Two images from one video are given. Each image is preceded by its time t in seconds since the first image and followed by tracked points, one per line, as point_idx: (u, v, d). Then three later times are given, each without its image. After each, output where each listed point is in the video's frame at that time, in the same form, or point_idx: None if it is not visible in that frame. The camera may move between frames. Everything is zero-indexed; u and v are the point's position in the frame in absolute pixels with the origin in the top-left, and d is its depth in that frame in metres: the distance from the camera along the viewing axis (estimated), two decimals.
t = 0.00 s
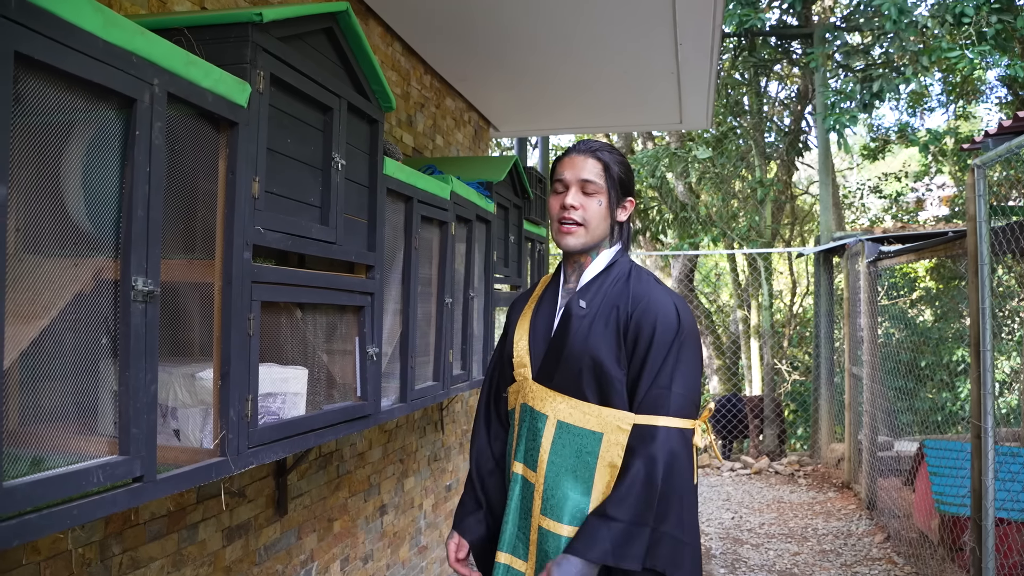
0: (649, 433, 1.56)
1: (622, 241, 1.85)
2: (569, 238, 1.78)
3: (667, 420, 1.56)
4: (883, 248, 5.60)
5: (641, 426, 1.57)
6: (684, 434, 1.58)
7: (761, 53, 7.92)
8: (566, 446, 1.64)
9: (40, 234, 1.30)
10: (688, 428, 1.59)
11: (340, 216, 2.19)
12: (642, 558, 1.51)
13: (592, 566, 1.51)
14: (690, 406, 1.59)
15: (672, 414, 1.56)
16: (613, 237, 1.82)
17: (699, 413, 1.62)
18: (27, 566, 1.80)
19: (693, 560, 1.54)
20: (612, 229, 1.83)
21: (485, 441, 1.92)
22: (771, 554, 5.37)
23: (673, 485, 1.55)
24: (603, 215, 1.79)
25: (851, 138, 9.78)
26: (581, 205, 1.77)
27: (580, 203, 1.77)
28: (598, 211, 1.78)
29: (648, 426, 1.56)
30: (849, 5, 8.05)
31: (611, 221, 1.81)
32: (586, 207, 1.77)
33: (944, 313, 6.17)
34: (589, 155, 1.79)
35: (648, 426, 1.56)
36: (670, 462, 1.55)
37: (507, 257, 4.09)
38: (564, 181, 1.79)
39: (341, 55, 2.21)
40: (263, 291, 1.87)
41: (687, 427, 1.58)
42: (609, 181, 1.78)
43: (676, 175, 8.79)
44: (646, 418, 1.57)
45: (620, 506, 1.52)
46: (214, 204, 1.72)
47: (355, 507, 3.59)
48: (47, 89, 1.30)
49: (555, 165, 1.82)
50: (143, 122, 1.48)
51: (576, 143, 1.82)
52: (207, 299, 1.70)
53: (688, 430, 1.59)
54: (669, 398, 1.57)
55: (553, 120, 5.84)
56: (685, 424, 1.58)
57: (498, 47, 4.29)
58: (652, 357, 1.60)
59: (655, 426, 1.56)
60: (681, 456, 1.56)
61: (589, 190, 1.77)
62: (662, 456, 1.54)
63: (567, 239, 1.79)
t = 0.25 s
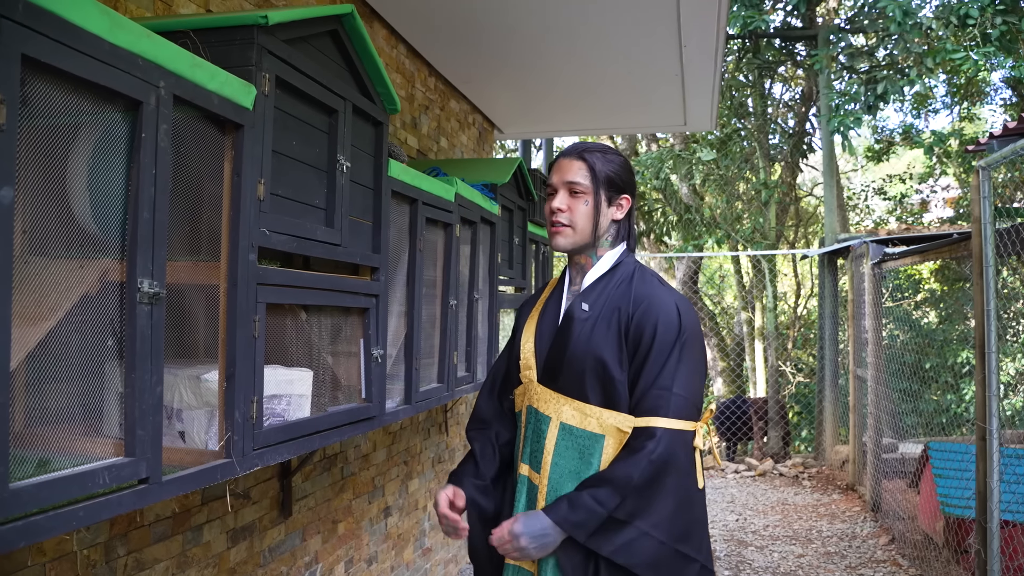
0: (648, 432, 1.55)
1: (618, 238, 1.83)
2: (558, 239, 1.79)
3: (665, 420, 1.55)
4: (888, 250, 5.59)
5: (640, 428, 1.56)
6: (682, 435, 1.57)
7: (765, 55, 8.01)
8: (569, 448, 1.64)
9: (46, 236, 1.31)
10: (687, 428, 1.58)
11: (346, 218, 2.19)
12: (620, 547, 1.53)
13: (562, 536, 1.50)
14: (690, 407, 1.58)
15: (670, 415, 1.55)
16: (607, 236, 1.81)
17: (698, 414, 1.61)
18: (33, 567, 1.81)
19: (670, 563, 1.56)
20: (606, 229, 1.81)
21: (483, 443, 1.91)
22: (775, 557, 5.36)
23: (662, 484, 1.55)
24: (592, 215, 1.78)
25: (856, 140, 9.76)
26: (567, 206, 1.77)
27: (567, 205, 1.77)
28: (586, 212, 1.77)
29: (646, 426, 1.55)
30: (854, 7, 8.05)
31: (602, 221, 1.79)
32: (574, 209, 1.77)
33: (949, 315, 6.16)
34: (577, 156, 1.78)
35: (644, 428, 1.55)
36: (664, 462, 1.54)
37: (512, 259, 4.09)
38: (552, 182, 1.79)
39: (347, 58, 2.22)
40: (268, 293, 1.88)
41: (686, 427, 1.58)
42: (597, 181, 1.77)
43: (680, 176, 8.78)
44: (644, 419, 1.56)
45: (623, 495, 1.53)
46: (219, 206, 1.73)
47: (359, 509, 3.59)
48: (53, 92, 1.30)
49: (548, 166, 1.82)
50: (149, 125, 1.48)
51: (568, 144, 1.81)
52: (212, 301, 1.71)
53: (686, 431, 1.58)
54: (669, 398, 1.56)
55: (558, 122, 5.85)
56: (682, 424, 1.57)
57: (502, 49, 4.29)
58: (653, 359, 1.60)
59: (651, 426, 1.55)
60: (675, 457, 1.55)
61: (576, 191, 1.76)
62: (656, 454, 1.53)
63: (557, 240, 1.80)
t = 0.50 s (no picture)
0: (626, 437, 1.49)
1: (612, 242, 1.77)
2: (551, 250, 1.77)
3: (643, 425, 1.48)
4: (890, 251, 5.59)
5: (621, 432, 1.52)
6: (663, 438, 1.49)
7: (767, 55, 8.02)
8: (562, 451, 1.66)
9: (52, 238, 1.31)
10: (668, 431, 1.50)
11: (349, 219, 2.19)
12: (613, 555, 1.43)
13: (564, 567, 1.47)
14: (672, 408, 1.50)
15: (648, 418, 1.48)
16: (598, 241, 1.76)
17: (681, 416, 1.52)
18: (36, 569, 1.81)
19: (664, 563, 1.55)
20: (599, 235, 1.76)
21: (490, 444, 1.94)
22: (777, 558, 5.36)
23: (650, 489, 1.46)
24: (580, 225, 1.74)
25: (857, 140, 9.77)
26: (554, 218, 1.74)
27: (554, 217, 1.74)
28: (573, 222, 1.73)
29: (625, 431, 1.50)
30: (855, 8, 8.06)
31: (593, 229, 1.75)
32: (561, 220, 1.74)
33: (950, 316, 6.16)
34: (562, 166, 1.74)
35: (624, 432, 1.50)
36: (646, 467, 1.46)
37: (514, 260, 4.09)
38: (541, 195, 1.77)
39: (349, 59, 2.22)
40: (272, 294, 1.88)
41: (667, 429, 1.50)
42: (583, 191, 1.72)
43: (681, 178, 8.76)
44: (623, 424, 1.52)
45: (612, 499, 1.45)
46: (223, 207, 1.73)
47: (362, 510, 3.59)
48: (58, 94, 1.30)
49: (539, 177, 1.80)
50: (153, 126, 1.48)
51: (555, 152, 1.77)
52: (216, 303, 1.71)
53: (670, 434, 1.50)
54: (647, 401, 1.50)
55: (560, 123, 5.85)
56: (662, 426, 1.49)
57: (504, 50, 4.29)
58: (633, 362, 1.54)
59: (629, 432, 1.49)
60: (659, 462, 1.47)
61: (561, 203, 1.73)
62: (635, 461, 1.46)
63: (550, 251, 1.79)
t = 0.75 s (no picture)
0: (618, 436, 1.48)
1: (607, 243, 1.74)
2: (545, 250, 1.77)
3: (638, 424, 1.47)
4: (892, 252, 5.58)
5: (610, 432, 1.51)
6: (652, 437, 1.47)
7: (769, 56, 7.93)
8: (552, 451, 1.65)
9: (53, 238, 1.31)
10: (660, 430, 1.48)
11: (350, 221, 2.19)
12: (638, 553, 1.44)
13: None
14: (661, 409, 1.48)
15: (643, 417, 1.47)
16: (592, 242, 1.73)
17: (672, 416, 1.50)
18: (38, 570, 1.81)
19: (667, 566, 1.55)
20: (593, 236, 1.74)
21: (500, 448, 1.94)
22: (779, 559, 5.34)
23: (651, 492, 1.45)
24: (574, 224, 1.73)
25: (859, 141, 9.76)
26: (548, 216, 1.74)
27: (548, 215, 1.74)
28: (566, 222, 1.72)
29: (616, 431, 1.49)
30: (857, 9, 8.05)
31: (587, 230, 1.73)
32: (555, 219, 1.73)
33: (952, 317, 6.14)
34: (558, 165, 1.73)
35: (614, 434, 1.50)
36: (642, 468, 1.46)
37: (516, 261, 4.08)
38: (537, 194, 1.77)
39: (352, 61, 2.22)
40: (274, 295, 1.87)
41: (659, 429, 1.48)
42: (577, 190, 1.71)
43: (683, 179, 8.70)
44: (612, 425, 1.51)
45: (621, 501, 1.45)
46: (225, 209, 1.73)
47: (364, 512, 3.59)
48: (61, 94, 1.30)
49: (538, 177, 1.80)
50: (155, 127, 1.48)
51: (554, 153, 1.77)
52: (218, 304, 1.71)
53: (659, 434, 1.48)
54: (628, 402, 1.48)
55: (562, 124, 5.85)
56: (652, 427, 1.47)
57: (506, 51, 4.29)
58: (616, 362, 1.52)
59: (619, 433, 1.49)
60: (651, 464, 1.45)
61: (555, 202, 1.72)
62: (631, 462, 1.46)
63: (545, 250, 1.78)
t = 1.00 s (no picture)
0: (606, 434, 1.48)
1: (611, 242, 1.74)
2: (549, 249, 1.77)
3: (624, 421, 1.47)
4: (897, 251, 5.56)
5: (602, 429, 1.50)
6: (644, 437, 1.46)
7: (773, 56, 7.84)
8: (552, 448, 1.64)
9: (56, 236, 1.30)
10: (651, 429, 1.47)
11: (354, 219, 2.18)
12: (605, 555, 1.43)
13: None
14: (653, 407, 1.48)
15: (631, 415, 1.47)
16: (596, 241, 1.73)
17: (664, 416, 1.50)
18: (42, 569, 1.81)
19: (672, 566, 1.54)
20: (597, 235, 1.73)
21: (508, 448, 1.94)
22: (784, 560, 5.32)
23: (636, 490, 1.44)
24: (578, 224, 1.73)
25: (863, 141, 9.73)
26: (552, 216, 1.74)
27: (553, 215, 1.74)
28: (570, 221, 1.72)
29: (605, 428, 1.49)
30: (861, 8, 8.04)
31: (592, 229, 1.73)
32: (559, 219, 1.73)
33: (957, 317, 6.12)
34: (563, 165, 1.73)
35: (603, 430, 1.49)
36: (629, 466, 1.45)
37: (520, 260, 4.07)
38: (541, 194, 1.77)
39: (356, 59, 2.21)
40: (278, 294, 1.87)
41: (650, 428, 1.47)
42: (581, 190, 1.71)
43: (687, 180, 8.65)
44: (603, 421, 1.50)
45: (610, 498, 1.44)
46: (229, 207, 1.72)
47: (367, 511, 3.59)
48: (64, 91, 1.29)
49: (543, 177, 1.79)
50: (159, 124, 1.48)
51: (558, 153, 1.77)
52: (221, 302, 1.70)
53: (652, 433, 1.47)
54: (625, 399, 1.48)
55: (566, 124, 5.84)
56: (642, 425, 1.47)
57: (510, 51, 4.29)
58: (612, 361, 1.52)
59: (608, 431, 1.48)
60: (639, 462, 1.45)
61: (560, 202, 1.73)
62: (618, 460, 1.45)
63: (550, 250, 1.78)
